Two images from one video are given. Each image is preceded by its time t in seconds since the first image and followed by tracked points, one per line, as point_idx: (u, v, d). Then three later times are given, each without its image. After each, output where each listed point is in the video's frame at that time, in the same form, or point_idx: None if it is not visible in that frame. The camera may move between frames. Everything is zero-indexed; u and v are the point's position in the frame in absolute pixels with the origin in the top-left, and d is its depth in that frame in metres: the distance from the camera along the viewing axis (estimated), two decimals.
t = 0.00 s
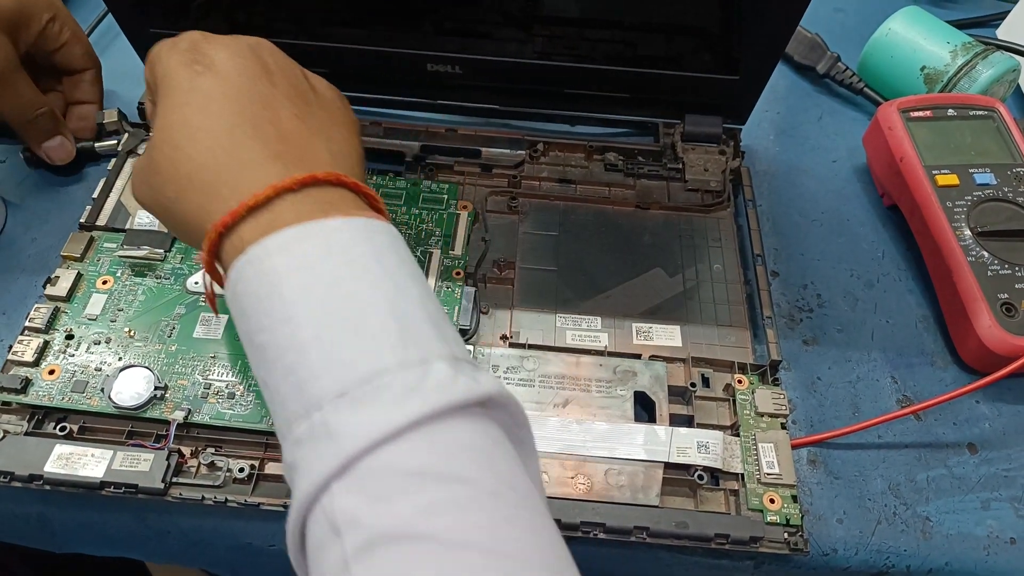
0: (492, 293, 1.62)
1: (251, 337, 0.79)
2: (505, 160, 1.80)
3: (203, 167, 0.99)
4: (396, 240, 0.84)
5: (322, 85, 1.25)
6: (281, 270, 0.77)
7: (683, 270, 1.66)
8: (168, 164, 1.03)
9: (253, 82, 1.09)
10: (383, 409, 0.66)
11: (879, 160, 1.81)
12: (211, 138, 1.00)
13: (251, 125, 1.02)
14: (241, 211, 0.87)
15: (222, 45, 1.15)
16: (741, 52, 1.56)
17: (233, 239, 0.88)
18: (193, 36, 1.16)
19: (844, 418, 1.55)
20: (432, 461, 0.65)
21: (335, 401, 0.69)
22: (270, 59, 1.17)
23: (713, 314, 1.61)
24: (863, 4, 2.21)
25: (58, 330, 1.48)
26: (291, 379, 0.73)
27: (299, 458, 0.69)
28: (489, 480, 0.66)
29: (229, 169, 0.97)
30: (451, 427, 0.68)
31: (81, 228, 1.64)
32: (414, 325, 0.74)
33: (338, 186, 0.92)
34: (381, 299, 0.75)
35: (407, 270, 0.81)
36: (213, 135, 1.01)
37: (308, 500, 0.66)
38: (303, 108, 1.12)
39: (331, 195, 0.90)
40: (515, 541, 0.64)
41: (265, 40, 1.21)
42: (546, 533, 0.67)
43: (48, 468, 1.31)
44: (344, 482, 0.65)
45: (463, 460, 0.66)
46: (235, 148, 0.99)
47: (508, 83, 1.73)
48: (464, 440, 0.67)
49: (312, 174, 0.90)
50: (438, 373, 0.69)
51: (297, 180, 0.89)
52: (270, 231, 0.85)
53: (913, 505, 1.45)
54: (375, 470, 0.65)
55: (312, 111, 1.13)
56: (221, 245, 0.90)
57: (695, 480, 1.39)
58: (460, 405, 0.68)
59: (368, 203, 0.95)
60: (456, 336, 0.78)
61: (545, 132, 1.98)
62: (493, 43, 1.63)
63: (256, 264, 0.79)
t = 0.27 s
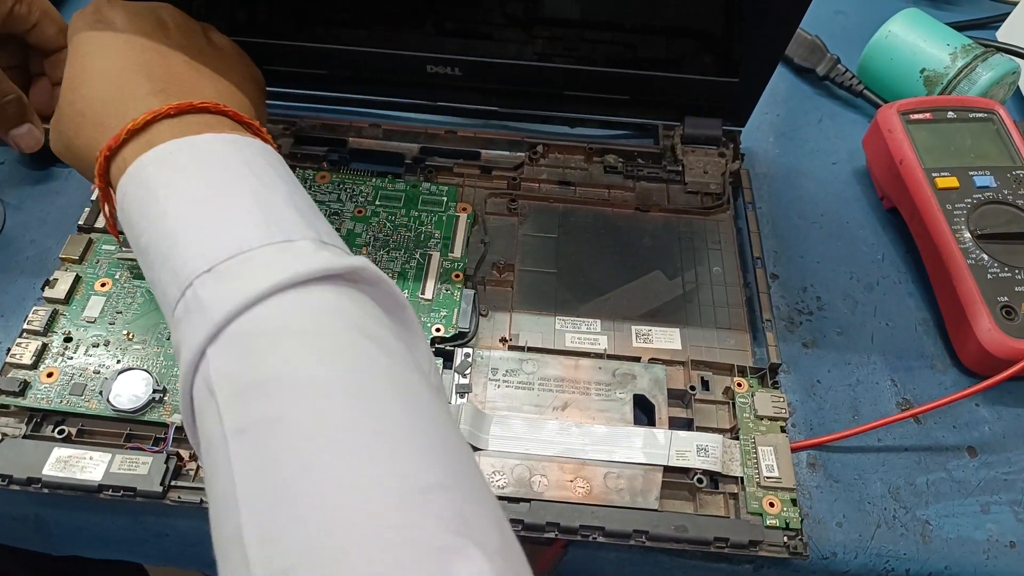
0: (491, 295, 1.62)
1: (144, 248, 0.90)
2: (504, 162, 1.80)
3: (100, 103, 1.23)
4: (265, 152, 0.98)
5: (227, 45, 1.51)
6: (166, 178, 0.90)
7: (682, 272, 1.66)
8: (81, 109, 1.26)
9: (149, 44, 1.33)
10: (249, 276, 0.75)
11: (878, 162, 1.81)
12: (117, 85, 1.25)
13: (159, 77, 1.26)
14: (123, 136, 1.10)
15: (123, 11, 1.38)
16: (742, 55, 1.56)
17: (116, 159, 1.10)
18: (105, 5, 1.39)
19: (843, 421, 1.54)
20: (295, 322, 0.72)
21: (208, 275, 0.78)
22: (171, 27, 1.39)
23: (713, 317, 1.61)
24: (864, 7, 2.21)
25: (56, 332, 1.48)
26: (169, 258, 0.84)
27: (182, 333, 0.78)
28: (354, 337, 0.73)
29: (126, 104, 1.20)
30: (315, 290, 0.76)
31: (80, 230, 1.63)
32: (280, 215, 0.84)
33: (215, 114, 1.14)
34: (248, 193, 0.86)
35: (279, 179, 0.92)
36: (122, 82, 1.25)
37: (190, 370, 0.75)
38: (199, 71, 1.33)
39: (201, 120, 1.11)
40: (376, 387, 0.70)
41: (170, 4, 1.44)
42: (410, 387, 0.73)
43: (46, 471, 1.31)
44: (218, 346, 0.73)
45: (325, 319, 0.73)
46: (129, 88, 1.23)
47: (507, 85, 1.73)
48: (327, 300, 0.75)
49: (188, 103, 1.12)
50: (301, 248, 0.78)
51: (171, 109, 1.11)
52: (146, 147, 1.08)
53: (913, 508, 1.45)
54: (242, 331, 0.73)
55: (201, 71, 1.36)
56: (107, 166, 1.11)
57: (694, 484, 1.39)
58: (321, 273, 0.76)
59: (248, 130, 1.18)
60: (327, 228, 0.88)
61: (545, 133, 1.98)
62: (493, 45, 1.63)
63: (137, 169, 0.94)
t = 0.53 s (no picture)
0: (492, 294, 1.62)
1: (113, 230, 0.94)
2: (505, 161, 1.80)
3: (74, 106, 1.29)
4: (230, 139, 1.01)
5: (208, 50, 1.58)
6: (130, 165, 0.94)
7: (682, 271, 1.67)
8: (57, 113, 1.32)
9: (127, 50, 1.40)
10: (208, 248, 0.80)
11: (878, 160, 1.81)
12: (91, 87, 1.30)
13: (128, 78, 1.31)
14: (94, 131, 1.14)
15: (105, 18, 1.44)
16: (742, 54, 1.56)
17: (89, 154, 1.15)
18: (83, 13, 1.46)
19: (844, 419, 1.55)
20: (251, 289, 0.77)
21: (170, 250, 0.82)
22: (147, 32, 1.46)
23: (713, 315, 1.61)
24: (864, 6, 2.22)
25: (61, 330, 1.49)
26: (135, 237, 0.88)
27: (149, 307, 0.82)
28: (311, 298, 0.77)
29: (98, 102, 1.25)
30: (272, 258, 0.80)
31: (84, 229, 1.64)
32: (239, 192, 0.88)
33: (184, 108, 1.17)
34: (208, 174, 0.90)
35: (240, 159, 0.96)
36: (92, 86, 1.30)
37: (158, 339, 0.79)
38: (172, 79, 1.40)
39: (166, 114, 1.14)
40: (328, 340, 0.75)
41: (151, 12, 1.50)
42: (366, 342, 0.77)
43: (51, 467, 1.32)
44: (181, 315, 0.78)
45: (281, 283, 0.78)
46: (101, 90, 1.29)
47: (508, 84, 1.74)
48: (284, 267, 0.80)
49: (155, 98, 1.15)
50: (258, 221, 0.83)
51: (137, 105, 1.14)
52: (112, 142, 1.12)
53: (914, 505, 1.45)
54: (203, 300, 0.77)
55: (176, 76, 1.43)
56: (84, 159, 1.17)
57: (695, 481, 1.39)
58: (276, 242, 0.81)
59: (212, 121, 1.20)
60: (287, 204, 0.93)
61: (546, 132, 1.98)
62: (494, 44, 1.63)
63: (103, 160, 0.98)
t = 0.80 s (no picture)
0: (496, 285, 1.62)
1: (117, 222, 0.95)
2: (509, 153, 1.80)
3: (88, 93, 1.30)
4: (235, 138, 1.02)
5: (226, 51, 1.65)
6: (137, 159, 0.95)
7: (687, 263, 1.66)
8: (65, 91, 1.33)
9: (145, 39, 1.46)
10: (217, 241, 0.80)
11: (884, 153, 1.80)
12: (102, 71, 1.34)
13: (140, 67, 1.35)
14: (103, 123, 1.16)
15: (128, 9, 1.50)
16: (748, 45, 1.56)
17: (96, 145, 1.17)
18: None
19: (849, 411, 1.54)
20: (259, 283, 0.77)
21: (180, 242, 0.83)
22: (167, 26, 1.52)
23: (718, 307, 1.61)
24: None
25: (63, 320, 1.48)
26: (142, 228, 0.88)
27: (156, 298, 0.82)
28: (317, 294, 0.78)
29: (110, 94, 1.27)
30: (279, 254, 0.81)
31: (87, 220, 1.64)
32: (247, 189, 0.89)
33: (193, 108, 1.20)
34: (216, 169, 0.91)
35: (246, 159, 0.97)
36: (103, 70, 1.33)
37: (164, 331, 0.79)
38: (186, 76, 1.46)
39: (179, 112, 1.17)
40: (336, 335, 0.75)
41: (176, 9, 1.58)
42: (371, 339, 0.77)
43: (54, 456, 1.31)
44: (189, 307, 0.78)
45: (289, 277, 0.78)
46: (113, 80, 1.30)
47: (513, 75, 1.73)
48: (290, 263, 0.80)
49: (168, 95, 1.18)
50: (266, 218, 0.83)
51: (150, 100, 1.16)
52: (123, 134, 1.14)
53: (919, 498, 1.45)
54: (212, 292, 0.78)
55: (189, 71, 1.50)
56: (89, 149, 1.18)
57: (700, 472, 1.39)
58: (285, 238, 0.81)
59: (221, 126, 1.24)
60: (293, 203, 0.94)
61: (550, 125, 1.98)
62: (499, 35, 1.63)
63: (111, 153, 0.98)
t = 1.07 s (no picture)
0: (493, 293, 1.61)
1: (128, 223, 0.92)
2: (505, 158, 1.79)
3: (103, 85, 1.26)
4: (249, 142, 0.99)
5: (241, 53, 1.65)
6: (152, 158, 0.92)
7: (685, 268, 1.65)
8: (82, 80, 1.29)
9: (170, 36, 1.44)
10: (233, 250, 0.78)
11: (882, 155, 1.80)
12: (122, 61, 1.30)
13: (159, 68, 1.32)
14: (121, 118, 1.12)
15: None
16: (746, 47, 1.54)
17: (112, 140, 1.13)
18: None
19: (848, 416, 1.54)
20: (272, 295, 0.76)
21: (192, 248, 0.81)
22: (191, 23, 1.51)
23: (716, 312, 1.60)
24: None
25: (56, 333, 1.47)
26: (156, 231, 0.86)
27: (168, 304, 0.80)
28: (333, 308, 0.76)
29: (128, 89, 1.23)
30: (294, 266, 0.79)
31: (79, 230, 1.63)
32: (262, 196, 0.87)
33: (214, 113, 1.17)
34: (232, 173, 0.89)
35: (262, 165, 0.94)
36: (123, 64, 1.30)
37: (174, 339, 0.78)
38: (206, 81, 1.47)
39: (200, 117, 1.14)
40: (350, 351, 0.73)
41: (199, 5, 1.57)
42: (385, 355, 0.76)
43: (48, 472, 1.31)
44: (200, 316, 0.77)
45: (302, 289, 0.77)
46: (133, 77, 1.26)
47: (509, 80, 1.71)
48: (305, 276, 0.78)
49: (190, 98, 1.14)
50: (283, 228, 0.81)
51: (172, 101, 1.13)
52: (142, 132, 1.10)
53: (919, 503, 1.44)
54: (224, 302, 0.76)
55: (210, 75, 1.50)
56: (102, 142, 1.14)
57: (699, 480, 1.38)
58: (297, 250, 0.79)
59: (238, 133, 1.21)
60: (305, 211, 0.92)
61: (546, 129, 1.96)
62: (494, 40, 1.61)
63: (127, 151, 0.95)
